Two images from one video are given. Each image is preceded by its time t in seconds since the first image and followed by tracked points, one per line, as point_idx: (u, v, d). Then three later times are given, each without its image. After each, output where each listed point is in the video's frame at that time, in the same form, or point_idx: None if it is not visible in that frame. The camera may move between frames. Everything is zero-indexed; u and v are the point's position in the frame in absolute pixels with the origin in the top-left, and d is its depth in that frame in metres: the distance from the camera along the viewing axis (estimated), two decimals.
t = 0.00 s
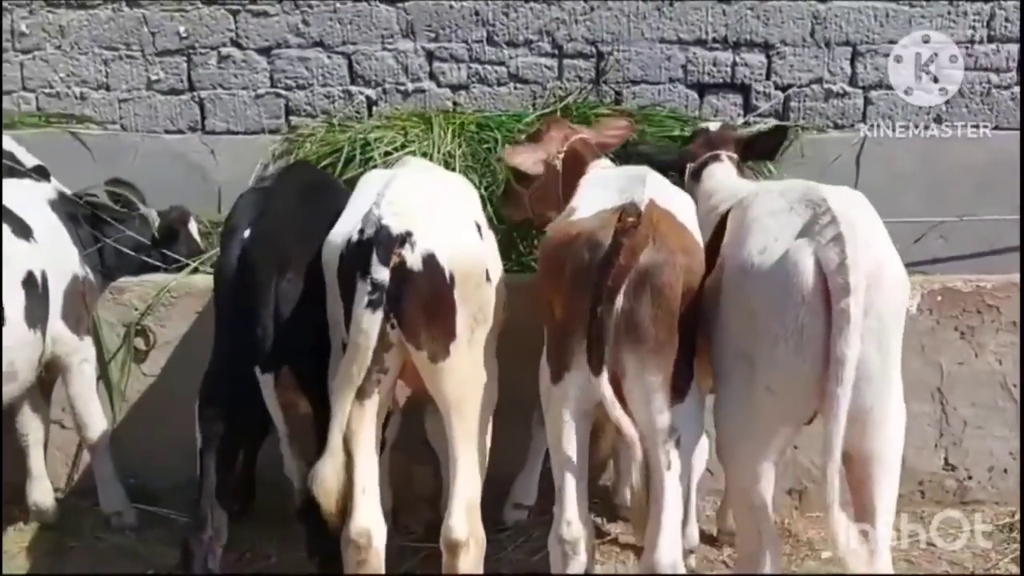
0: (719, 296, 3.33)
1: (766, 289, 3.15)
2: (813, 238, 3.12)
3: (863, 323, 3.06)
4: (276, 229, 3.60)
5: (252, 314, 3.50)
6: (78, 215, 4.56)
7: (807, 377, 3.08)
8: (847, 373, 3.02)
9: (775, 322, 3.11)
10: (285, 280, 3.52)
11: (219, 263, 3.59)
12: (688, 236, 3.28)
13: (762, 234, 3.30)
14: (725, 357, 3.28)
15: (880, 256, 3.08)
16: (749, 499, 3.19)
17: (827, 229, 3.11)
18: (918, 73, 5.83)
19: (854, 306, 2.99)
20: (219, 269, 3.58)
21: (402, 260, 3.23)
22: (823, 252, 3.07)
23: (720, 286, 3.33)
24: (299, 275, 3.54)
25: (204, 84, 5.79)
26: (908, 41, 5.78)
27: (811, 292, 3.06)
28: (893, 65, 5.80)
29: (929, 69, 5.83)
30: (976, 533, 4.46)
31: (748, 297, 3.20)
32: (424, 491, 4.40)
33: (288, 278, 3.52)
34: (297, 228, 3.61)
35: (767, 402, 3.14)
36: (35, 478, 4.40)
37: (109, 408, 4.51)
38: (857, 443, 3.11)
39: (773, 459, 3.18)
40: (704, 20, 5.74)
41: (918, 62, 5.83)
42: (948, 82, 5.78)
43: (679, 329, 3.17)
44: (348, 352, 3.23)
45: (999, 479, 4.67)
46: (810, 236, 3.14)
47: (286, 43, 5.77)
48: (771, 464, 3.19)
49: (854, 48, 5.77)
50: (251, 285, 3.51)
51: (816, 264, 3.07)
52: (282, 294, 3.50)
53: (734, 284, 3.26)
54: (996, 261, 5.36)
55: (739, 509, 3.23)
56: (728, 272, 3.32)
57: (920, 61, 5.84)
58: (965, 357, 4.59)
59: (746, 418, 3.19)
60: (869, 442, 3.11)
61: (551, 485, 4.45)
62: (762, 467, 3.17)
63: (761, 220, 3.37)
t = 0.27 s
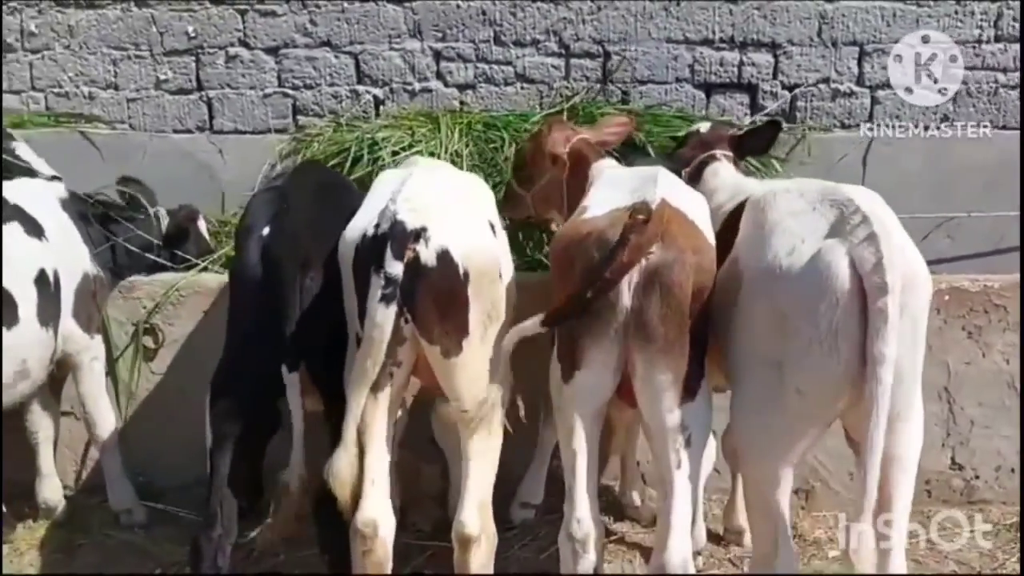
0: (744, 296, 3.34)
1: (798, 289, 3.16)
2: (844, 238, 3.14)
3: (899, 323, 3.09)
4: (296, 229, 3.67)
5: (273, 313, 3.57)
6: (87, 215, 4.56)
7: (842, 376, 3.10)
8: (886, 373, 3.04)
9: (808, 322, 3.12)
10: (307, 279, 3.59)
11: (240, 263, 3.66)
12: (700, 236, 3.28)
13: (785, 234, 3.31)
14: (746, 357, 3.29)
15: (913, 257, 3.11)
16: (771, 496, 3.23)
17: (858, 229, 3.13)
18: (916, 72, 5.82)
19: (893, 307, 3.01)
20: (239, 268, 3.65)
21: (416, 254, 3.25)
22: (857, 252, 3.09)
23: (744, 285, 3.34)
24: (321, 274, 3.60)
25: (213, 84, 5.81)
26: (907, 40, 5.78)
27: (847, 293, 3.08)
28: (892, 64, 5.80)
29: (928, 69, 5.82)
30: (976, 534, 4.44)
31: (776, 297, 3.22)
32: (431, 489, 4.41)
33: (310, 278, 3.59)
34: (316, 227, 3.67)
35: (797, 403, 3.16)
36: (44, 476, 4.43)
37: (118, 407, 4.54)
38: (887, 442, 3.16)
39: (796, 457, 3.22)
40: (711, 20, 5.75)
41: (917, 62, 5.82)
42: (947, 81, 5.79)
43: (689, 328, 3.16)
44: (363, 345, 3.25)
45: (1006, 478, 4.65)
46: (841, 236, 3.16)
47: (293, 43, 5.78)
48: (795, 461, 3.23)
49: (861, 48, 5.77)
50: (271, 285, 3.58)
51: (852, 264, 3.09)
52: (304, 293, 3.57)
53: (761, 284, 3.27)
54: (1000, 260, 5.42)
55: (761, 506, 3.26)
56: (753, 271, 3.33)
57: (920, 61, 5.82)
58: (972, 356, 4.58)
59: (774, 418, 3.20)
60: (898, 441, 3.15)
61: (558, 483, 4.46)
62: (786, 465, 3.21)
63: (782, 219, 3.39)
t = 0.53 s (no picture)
0: (748, 298, 3.34)
1: (801, 290, 3.16)
2: (848, 238, 3.15)
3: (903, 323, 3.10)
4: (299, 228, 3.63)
5: (274, 312, 3.50)
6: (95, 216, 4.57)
7: (845, 377, 3.10)
8: (889, 373, 3.05)
9: (811, 323, 3.13)
10: (310, 277, 3.55)
11: (240, 263, 3.57)
12: (706, 238, 3.28)
13: (789, 235, 3.32)
14: (751, 359, 3.30)
15: (916, 257, 3.13)
16: (774, 497, 3.23)
17: (862, 229, 3.14)
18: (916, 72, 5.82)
19: (896, 306, 3.02)
20: (239, 268, 3.57)
21: (435, 250, 3.29)
22: (861, 252, 3.09)
23: (748, 287, 3.35)
24: (325, 273, 3.59)
25: (220, 86, 5.83)
26: (908, 40, 5.79)
27: (851, 293, 3.08)
28: (893, 64, 5.80)
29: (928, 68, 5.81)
30: (976, 534, 4.44)
31: (779, 298, 3.22)
32: (436, 488, 4.42)
33: (315, 275, 3.56)
34: (321, 227, 3.66)
35: (803, 404, 3.16)
36: (52, 476, 4.45)
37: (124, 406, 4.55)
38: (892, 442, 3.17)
39: (801, 459, 3.21)
40: (717, 21, 5.75)
41: (918, 62, 5.82)
42: (948, 81, 5.80)
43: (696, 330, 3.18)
44: (381, 338, 3.26)
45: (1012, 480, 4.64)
46: (845, 236, 3.17)
47: (300, 44, 5.80)
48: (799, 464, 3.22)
49: (867, 49, 5.78)
50: (274, 284, 3.52)
51: (856, 264, 3.09)
52: (308, 292, 3.54)
53: (765, 285, 3.28)
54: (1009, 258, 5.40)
55: (765, 507, 3.25)
56: (757, 273, 3.34)
57: (920, 61, 5.82)
58: (979, 358, 4.56)
59: (780, 420, 3.20)
60: (903, 441, 3.16)
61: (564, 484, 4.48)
62: (790, 467, 3.21)
63: (786, 220, 3.40)
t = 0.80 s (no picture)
0: (753, 300, 3.34)
1: (805, 291, 3.16)
2: (852, 239, 3.15)
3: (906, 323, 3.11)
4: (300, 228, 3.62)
5: (279, 313, 3.51)
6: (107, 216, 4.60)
7: (849, 377, 3.10)
8: (893, 373, 3.05)
9: (815, 323, 3.12)
10: (312, 275, 3.54)
11: (239, 264, 3.58)
12: (711, 239, 3.26)
13: (793, 237, 3.33)
14: (757, 361, 3.30)
15: (919, 258, 3.14)
16: (779, 498, 3.23)
17: (865, 230, 3.14)
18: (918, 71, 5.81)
19: (899, 306, 3.02)
20: (239, 268, 3.58)
21: (429, 253, 3.29)
22: (865, 252, 3.10)
23: (753, 288, 3.35)
24: (326, 272, 3.57)
25: (230, 87, 5.85)
26: (908, 40, 5.78)
27: (854, 293, 3.08)
28: (894, 65, 5.78)
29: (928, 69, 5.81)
30: (976, 535, 4.42)
31: (783, 300, 3.22)
32: (443, 488, 4.43)
33: (316, 274, 3.55)
34: (322, 227, 3.64)
35: (808, 405, 3.15)
36: (63, 474, 4.48)
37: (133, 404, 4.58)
38: (898, 443, 3.17)
39: (806, 460, 3.21)
40: (726, 22, 5.75)
41: (918, 62, 5.81)
42: (948, 81, 5.79)
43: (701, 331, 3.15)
44: (376, 344, 3.28)
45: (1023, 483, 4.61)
46: (848, 237, 3.17)
47: (310, 46, 5.82)
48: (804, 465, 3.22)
49: (876, 51, 5.77)
50: (276, 285, 3.54)
51: (859, 265, 3.09)
52: (310, 291, 3.53)
53: (769, 286, 3.28)
54: None
55: (771, 508, 3.25)
56: (762, 275, 3.34)
57: (920, 61, 5.82)
58: (988, 360, 4.55)
59: (786, 422, 3.19)
60: (909, 442, 3.16)
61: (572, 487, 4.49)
62: (795, 468, 3.20)
63: (791, 222, 3.40)
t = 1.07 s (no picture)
0: (775, 304, 3.33)
1: (826, 293, 3.15)
2: (875, 241, 3.13)
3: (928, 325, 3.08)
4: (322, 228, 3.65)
5: (300, 310, 3.53)
6: (138, 217, 4.69)
7: (869, 379, 3.07)
8: (914, 375, 3.02)
9: (836, 325, 3.10)
10: (333, 273, 3.57)
11: (261, 262, 3.60)
12: (733, 242, 3.21)
13: (815, 239, 3.31)
14: (779, 363, 3.28)
15: (941, 261, 3.12)
16: (800, 501, 3.20)
17: (888, 232, 3.13)
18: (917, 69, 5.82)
19: (921, 308, 2.99)
20: (261, 266, 3.60)
21: (453, 254, 3.31)
22: (887, 254, 3.08)
23: (774, 291, 3.34)
24: (348, 271, 3.60)
25: (255, 89, 5.91)
26: (909, 40, 5.75)
27: (876, 295, 3.06)
28: (894, 65, 5.78)
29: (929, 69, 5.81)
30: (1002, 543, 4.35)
31: (805, 302, 3.20)
32: (464, 490, 4.45)
33: (337, 273, 3.58)
34: (346, 229, 3.66)
35: (829, 408, 3.13)
36: (90, 472, 4.54)
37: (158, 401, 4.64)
38: (919, 446, 3.14)
39: (827, 463, 3.18)
40: (750, 25, 5.74)
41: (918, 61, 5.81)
42: (948, 82, 5.77)
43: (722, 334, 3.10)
44: (400, 342, 3.31)
45: None
46: (871, 239, 3.15)
47: (335, 48, 5.87)
48: (825, 468, 3.19)
49: (903, 54, 5.77)
50: (296, 283, 3.56)
51: (881, 267, 3.08)
52: (331, 289, 3.56)
53: (791, 289, 3.26)
54: None
55: (791, 510, 3.23)
56: (783, 277, 3.32)
57: (920, 61, 5.83)
58: (1015, 366, 4.50)
59: (807, 425, 3.18)
60: (930, 445, 3.14)
61: (594, 489, 4.49)
62: (816, 471, 3.17)
63: (813, 225, 3.38)
